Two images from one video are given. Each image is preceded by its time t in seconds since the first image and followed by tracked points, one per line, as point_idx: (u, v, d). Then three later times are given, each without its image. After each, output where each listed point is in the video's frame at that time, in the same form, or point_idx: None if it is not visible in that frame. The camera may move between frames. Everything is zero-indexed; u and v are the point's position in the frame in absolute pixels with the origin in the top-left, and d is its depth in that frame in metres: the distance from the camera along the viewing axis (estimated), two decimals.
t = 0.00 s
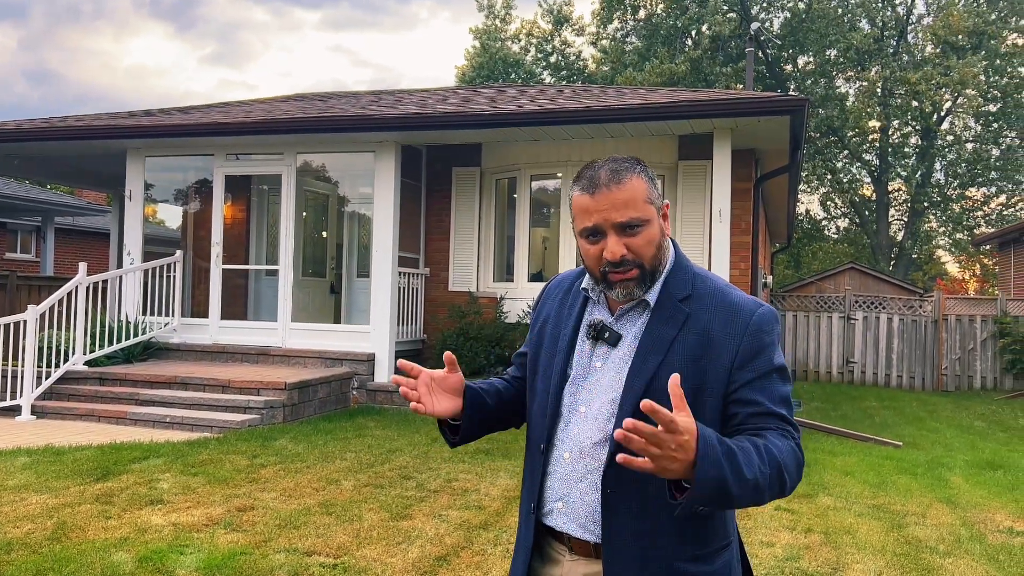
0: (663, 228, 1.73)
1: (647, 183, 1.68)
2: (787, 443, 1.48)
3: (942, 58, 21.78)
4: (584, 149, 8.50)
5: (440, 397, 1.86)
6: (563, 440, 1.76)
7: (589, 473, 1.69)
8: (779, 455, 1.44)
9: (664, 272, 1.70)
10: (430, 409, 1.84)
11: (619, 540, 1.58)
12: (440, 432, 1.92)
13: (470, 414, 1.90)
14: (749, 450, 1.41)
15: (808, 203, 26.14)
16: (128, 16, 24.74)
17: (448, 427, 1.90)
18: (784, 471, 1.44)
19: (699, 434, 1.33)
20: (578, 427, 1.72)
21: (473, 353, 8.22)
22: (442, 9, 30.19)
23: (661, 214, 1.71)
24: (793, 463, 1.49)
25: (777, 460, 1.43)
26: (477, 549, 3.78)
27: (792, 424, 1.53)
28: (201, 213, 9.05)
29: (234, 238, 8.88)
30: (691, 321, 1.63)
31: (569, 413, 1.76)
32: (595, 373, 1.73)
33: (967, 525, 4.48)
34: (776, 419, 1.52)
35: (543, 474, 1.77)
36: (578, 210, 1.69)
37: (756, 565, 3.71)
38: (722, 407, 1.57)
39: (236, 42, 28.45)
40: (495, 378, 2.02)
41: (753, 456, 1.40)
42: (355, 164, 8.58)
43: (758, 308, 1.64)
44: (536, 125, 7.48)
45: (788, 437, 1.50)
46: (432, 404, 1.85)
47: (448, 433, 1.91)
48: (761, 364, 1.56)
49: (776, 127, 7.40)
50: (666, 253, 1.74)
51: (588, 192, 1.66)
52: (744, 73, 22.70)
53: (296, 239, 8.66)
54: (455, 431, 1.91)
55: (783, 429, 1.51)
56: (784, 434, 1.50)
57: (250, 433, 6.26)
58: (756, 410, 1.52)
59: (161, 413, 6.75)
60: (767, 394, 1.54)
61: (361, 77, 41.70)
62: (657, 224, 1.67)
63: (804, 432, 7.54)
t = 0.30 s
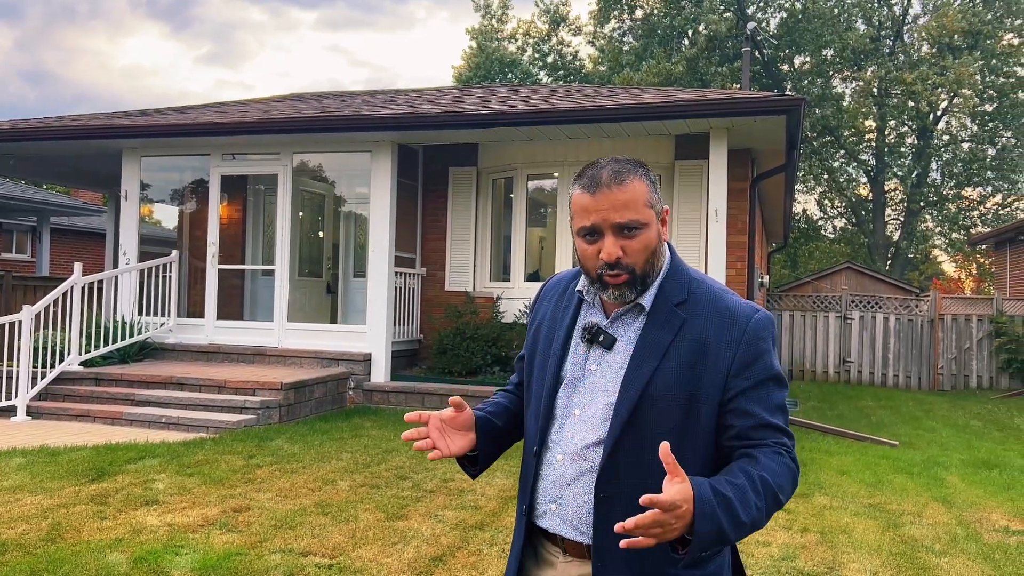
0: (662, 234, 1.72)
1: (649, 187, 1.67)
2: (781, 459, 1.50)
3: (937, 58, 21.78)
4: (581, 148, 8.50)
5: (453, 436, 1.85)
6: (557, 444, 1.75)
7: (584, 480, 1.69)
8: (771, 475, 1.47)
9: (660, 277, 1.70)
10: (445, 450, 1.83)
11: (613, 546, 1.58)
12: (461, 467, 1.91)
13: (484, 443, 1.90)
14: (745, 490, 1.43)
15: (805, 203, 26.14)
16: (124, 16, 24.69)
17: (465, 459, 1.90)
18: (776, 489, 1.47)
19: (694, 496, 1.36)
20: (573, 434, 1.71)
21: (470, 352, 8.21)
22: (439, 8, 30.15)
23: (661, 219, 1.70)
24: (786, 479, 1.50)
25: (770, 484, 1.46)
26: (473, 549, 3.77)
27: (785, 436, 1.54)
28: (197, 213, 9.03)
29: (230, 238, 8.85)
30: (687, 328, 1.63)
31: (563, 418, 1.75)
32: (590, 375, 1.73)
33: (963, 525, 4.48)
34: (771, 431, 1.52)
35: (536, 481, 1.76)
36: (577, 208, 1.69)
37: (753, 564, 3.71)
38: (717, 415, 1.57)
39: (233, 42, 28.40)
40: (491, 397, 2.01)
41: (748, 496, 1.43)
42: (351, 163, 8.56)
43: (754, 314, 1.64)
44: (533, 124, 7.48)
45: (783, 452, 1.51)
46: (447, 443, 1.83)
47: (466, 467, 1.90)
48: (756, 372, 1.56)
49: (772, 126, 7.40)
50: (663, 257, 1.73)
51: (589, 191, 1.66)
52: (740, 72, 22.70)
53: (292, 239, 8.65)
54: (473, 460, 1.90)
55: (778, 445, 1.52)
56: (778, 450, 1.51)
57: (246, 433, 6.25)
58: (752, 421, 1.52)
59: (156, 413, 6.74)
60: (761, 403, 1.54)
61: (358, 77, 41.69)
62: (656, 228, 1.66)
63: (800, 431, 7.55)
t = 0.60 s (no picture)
0: (654, 228, 1.72)
1: (641, 179, 1.67)
2: (777, 450, 1.50)
3: (934, 57, 21.81)
4: (577, 147, 8.50)
5: (463, 438, 1.84)
6: (553, 443, 1.74)
7: (581, 477, 1.68)
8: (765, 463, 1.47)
9: (653, 270, 1.70)
10: (456, 455, 1.81)
11: (612, 543, 1.58)
12: (463, 471, 1.88)
13: (489, 444, 1.89)
14: (740, 473, 1.43)
15: (802, 202, 26.15)
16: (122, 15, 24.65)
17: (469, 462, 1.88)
18: (773, 478, 1.47)
19: (689, 473, 1.36)
20: (569, 432, 1.71)
21: (466, 352, 8.21)
22: (437, 8, 30.15)
23: (653, 213, 1.70)
24: (782, 469, 1.51)
25: (767, 473, 1.46)
26: (469, 549, 3.77)
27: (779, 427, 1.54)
28: (194, 212, 9.01)
29: (227, 237, 8.84)
30: (681, 323, 1.62)
31: (558, 416, 1.75)
32: (584, 373, 1.72)
33: (959, 523, 4.49)
34: (765, 424, 1.53)
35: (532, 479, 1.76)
36: (570, 201, 1.69)
37: (748, 563, 3.71)
38: (712, 410, 1.57)
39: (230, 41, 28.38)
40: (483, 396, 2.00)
41: (746, 482, 1.43)
42: (348, 162, 8.55)
43: (747, 308, 1.64)
44: (529, 124, 7.47)
45: (779, 442, 1.52)
46: (459, 447, 1.82)
47: (469, 471, 1.88)
48: (751, 366, 1.56)
49: (769, 126, 7.43)
50: (655, 252, 1.73)
51: (582, 183, 1.66)
52: (737, 72, 22.74)
53: (288, 238, 8.64)
54: (477, 464, 1.89)
55: (774, 436, 1.52)
56: (774, 442, 1.51)
57: (242, 433, 6.24)
58: (748, 414, 1.52)
59: (152, 413, 6.72)
60: (756, 397, 1.54)
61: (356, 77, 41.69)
62: (648, 221, 1.66)
63: (797, 430, 7.56)
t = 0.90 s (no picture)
0: (643, 228, 1.71)
1: (627, 181, 1.66)
2: (778, 446, 1.50)
3: (932, 56, 21.80)
4: (575, 146, 8.49)
5: (464, 417, 1.85)
6: (549, 445, 1.73)
7: (578, 476, 1.67)
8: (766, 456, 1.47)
9: (645, 271, 1.69)
10: (457, 434, 1.82)
11: (609, 543, 1.56)
12: (453, 455, 1.87)
13: (483, 433, 1.89)
14: (749, 460, 1.42)
15: (799, 201, 26.16)
16: (119, 14, 24.60)
17: (460, 447, 1.87)
18: (776, 473, 1.46)
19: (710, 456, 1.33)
20: (564, 433, 1.70)
21: (464, 352, 8.20)
22: (436, 6, 30.12)
23: (641, 213, 1.69)
24: (783, 463, 1.51)
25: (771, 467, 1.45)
26: (466, 549, 3.76)
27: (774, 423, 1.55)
28: (191, 211, 8.99)
29: (224, 236, 8.82)
30: (674, 323, 1.62)
31: (554, 418, 1.73)
32: (580, 375, 1.72)
33: (956, 523, 4.48)
34: (763, 420, 1.53)
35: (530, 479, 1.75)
36: (557, 208, 1.68)
37: (746, 563, 3.70)
38: (708, 409, 1.56)
39: (227, 40, 28.33)
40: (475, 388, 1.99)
41: (755, 473, 1.42)
42: (346, 161, 8.54)
43: (739, 306, 1.63)
44: (526, 123, 7.46)
45: (777, 438, 1.52)
46: (461, 428, 1.82)
47: (461, 457, 1.87)
48: (745, 365, 1.55)
49: (766, 125, 7.42)
50: (646, 251, 1.73)
51: (568, 189, 1.65)
52: (735, 70, 22.75)
53: (285, 237, 8.62)
54: (468, 451, 1.88)
55: (771, 432, 1.52)
56: (772, 439, 1.50)
57: (239, 432, 6.23)
58: (746, 412, 1.52)
59: (149, 413, 6.70)
60: (752, 395, 1.54)
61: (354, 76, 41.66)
62: (637, 223, 1.65)
63: (794, 429, 7.56)
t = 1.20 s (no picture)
0: (637, 226, 1.70)
1: (618, 178, 1.65)
2: (775, 455, 1.49)
3: (931, 56, 21.81)
4: (574, 145, 8.48)
5: (465, 433, 1.82)
6: (544, 447, 1.72)
7: (573, 481, 1.66)
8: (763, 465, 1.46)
9: (641, 273, 1.68)
10: (461, 451, 1.80)
11: (604, 545, 1.55)
12: (456, 469, 1.85)
13: (484, 444, 1.87)
14: (754, 480, 1.42)
15: (798, 201, 26.18)
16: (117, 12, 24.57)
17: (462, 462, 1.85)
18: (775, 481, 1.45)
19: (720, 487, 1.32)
20: (560, 436, 1.69)
21: (462, 351, 8.19)
22: (434, 5, 30.07)
23: (634, 212, 1.68)
24: (781, 471, 1.50)
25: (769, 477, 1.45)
26: (463, 550, 3.75)
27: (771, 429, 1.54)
28: (189, 210, 8.97)
29: (221, 235, 8.80)
30: (671, 326, 1.60)
31: (550, 419, 1.72)
32: (575, 376, 1.70)
33: (954, 523, 4.47)
34: (760, 427, 1.51)
35: (524, 482, 1.73)
36: (549, 206, 1.68)
37: (744, 563, 3.69)
38: (704, 413, 1.55)
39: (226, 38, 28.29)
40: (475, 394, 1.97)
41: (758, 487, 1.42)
42: (344, 160, 8.51)
43: (737, 310, 1.62)
44: (524, 122, 7.45)
45: (776, 447, 1.51)
46: (463, 444, 1.80)
47: (463, 469, 1.85)
48: (743, 369, 1.53)
49: (764, 124, 7.41)
50: (642, 252, 1.71)
51: (560, 186, 1.65)
52: (733, 70, 22.83)
53: (283, 236, 8.60)
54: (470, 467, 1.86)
55: (769, 441, 1.51)
56: (771, 448, 1.50)
57: (236, 432, 6.21)
58: (745, 418, 1.51)
59: (146, 413, 6.69)
60: (749, 401, 1.52)
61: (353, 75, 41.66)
62: (630, 221, 1.64)
63: (793, 429, 7.55)
